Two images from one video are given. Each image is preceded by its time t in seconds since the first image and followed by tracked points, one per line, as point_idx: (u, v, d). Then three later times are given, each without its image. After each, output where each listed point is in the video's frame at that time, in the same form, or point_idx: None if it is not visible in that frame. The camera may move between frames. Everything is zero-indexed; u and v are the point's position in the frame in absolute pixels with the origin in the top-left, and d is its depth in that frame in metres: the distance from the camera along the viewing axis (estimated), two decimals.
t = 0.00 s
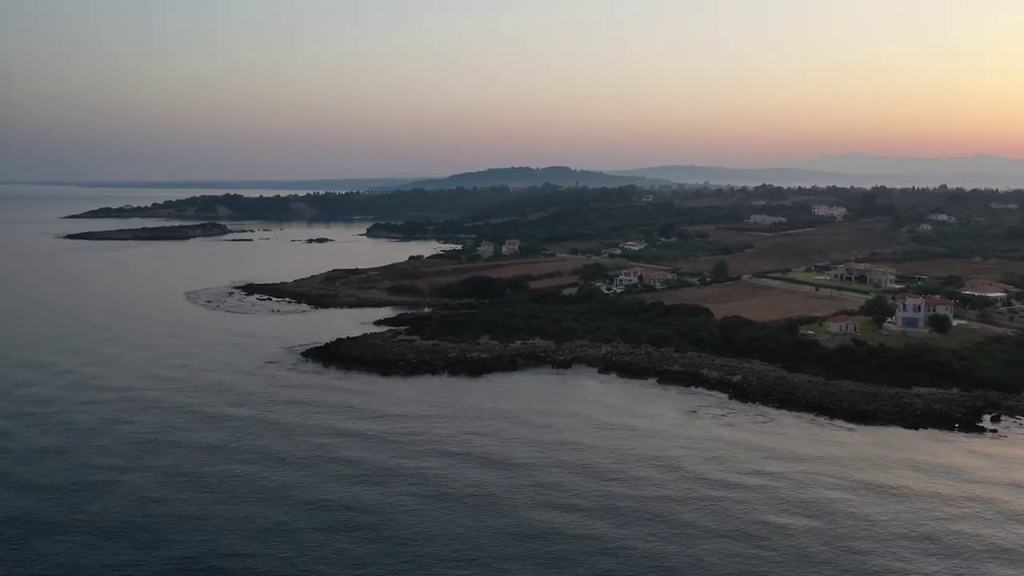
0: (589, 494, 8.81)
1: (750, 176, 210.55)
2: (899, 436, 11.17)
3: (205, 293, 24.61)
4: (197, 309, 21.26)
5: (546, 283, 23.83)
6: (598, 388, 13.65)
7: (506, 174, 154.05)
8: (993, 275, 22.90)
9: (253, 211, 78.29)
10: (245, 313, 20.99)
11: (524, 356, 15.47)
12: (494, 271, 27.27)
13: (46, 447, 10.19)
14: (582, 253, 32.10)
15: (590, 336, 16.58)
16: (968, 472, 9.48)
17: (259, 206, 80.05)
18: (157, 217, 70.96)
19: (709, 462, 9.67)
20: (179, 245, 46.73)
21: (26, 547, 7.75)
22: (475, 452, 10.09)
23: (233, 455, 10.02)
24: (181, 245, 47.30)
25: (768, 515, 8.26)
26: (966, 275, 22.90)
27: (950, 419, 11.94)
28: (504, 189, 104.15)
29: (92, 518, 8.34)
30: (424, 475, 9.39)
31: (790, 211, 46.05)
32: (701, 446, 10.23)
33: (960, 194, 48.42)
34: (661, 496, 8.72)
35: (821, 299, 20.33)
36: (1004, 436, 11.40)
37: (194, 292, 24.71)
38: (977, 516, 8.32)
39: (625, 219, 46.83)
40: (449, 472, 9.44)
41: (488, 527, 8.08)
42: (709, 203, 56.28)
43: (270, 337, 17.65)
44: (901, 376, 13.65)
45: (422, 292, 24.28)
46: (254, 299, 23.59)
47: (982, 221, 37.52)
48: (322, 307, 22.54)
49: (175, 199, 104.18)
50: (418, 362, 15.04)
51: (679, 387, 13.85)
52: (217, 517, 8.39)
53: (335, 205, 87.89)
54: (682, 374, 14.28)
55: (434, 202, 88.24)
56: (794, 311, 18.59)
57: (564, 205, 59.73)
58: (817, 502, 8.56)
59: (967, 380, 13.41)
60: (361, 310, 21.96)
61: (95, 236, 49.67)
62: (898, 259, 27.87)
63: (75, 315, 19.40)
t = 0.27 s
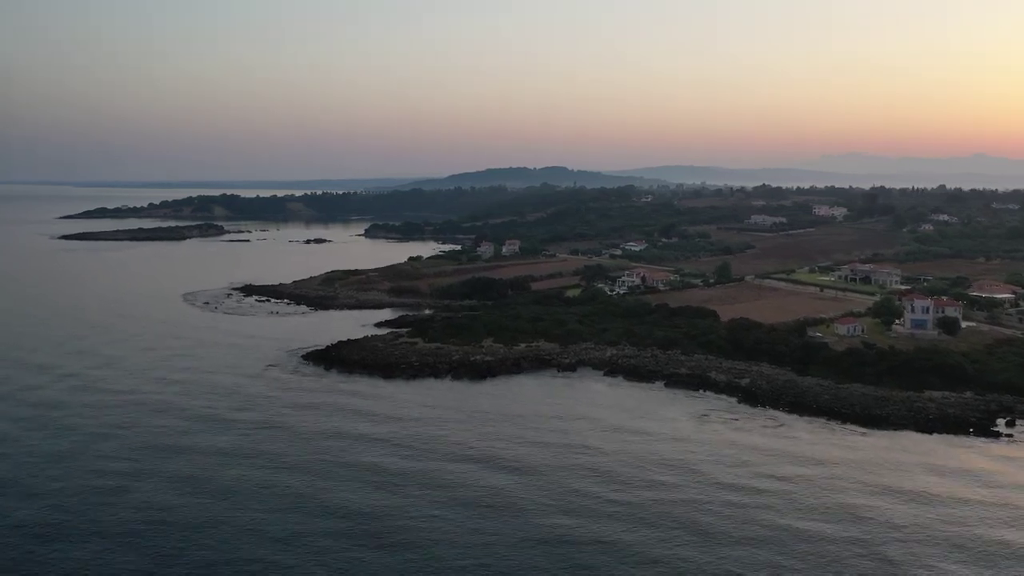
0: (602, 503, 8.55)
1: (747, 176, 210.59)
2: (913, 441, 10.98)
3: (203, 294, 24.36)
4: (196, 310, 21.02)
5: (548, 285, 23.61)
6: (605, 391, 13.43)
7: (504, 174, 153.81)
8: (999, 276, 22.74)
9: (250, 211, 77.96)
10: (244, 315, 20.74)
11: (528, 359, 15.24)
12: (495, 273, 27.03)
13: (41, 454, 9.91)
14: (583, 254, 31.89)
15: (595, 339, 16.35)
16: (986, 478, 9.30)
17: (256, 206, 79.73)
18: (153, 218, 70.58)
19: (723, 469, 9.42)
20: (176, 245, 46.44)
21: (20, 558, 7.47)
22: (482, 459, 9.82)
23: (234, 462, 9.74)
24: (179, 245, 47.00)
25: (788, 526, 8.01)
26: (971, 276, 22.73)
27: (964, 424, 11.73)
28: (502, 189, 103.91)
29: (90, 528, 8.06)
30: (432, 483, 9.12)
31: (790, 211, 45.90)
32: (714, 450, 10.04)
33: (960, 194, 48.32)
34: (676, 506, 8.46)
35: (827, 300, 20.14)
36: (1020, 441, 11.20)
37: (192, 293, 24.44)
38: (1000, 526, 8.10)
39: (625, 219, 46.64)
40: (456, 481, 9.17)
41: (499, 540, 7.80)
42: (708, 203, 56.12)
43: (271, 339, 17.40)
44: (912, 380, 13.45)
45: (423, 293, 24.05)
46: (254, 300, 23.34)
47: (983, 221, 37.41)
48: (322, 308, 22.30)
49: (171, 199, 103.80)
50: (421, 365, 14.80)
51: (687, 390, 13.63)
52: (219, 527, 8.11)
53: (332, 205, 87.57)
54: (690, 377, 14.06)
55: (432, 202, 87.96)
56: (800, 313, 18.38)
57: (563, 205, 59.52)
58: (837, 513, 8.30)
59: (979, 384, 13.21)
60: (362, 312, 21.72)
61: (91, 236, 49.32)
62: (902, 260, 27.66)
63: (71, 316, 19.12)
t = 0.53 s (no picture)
0: (613, 510, 8.32)
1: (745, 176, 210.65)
2: (926, 445, 10.80)
3: (202, 295, 24.13)
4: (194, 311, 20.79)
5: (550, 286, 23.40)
6: (611, 394, 13.23)
7: (501, 174, 153.55)
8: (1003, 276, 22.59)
9: (248, 211, 77.71)
10: (244, 316, 20.52)
11: (532, 361, 15.03)
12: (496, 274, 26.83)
13: (37, 458, 9.68)
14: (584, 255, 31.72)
15: (599, 341, 16.15)
16: (1003, 484, 9.12)
17: (254, 206, 79.47)
18: (151, 218, 70.30)
19: (735, 475, 9.21)
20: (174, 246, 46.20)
21: (14, 568, 7.23)
22: (489, 464, 9.59)
23: (235, 467, 9.51)
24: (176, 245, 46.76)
25: (803, 534, 7.81)
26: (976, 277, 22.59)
27: (977, 428, 11.54)
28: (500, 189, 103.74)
29: (87, 537, 7.81)
30: (436, 489, 8.89)
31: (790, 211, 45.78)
32: (725, 454, 9.86)
33: (960, 194, 48.24)
34: (688, 514, 8.24)
35: (832, 302, 19.96)
36: None
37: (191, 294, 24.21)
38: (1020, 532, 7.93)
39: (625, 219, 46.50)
40: (461, 487, 8.94)
41: (508, 550, 7.56)
42: (708, 203, 56.00)
43: (271, 340, 17.18)
44: (923, 383, 13.26)
45: (424, 294, 23.83)
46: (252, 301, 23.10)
47: (984, 221, 37.32)
48: (322, 310, 22.07)
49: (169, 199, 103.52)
50: (424, 367, 14.58)
51: (694, 394, 13.43)
52: (218, 536, 7.87)
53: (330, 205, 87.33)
54: (697, 380, 13.86)
55: (430, 202, 87.78)
56: (806, 315, 18.19)
57: (562, 205, 59.36)
58: (854, 521, 8.08)
59: (990, 387, 13.03)
60: (362, 313, 21.50)
61: (88, 237, 49.06)
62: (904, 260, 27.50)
63: (67, 316, 18.87)
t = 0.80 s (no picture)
0: (624, 517, 8.13)
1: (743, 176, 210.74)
2: (940, 449, 10.62)
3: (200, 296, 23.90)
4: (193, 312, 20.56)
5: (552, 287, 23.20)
6: (617, 397, 13.03)
7: (499, 174, 153.27)
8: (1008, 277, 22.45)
9: (246, 211, 77.43)
10: (243, 318, 20.29)
11: (536, 364, 14.80)
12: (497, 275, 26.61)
13: (32, 463, 9.46)
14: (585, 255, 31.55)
15: (603, 343, 15.93)
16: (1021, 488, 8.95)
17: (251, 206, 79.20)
18: (148, 218, 69.99)
19: (748, 479, 9.01)
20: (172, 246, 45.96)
21: None
22: (495, 469, 9.38)
23: (235, 472, 9.30)
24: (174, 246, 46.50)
25: (820, 541, 7.62)
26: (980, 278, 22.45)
27: (991, 432, 11.34)
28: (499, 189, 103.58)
29: (84, 545, 7.60)
30: (442, 495, 8.69)
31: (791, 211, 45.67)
32: (737, 458, 9.67)
33: (961, 194, 48.18)
34: (701, 520, 8.05)
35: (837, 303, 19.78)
36: None
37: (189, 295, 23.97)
38: None
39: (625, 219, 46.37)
40: (470, 492, 8.75)
41: (517, 558, 7.36)
42: (708, 203, 55.88)
43: (271, 342, 16.97)
44: (934, 386, 13.06)
45: (424, 295, 23.61)
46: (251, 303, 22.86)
47: (986, 221, 37.25)
48: (322, 311, 21.84)
49: (166, 199, 103.14)
50: (426, 370, 14.36)
51: (701, 397, 13.21)
52: (220, 544, 7.67)
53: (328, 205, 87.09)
54: (704, 383, 13.64)
55: (428, 203, 87.59)
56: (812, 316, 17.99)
57: (561, 205, 59.20)
58: (872, 527, 7.90)
59: (1002, 390, 12.84)
60: (362, 314, 21.28)
61: (85, 237, 48.78)
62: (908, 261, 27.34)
63: (64, 318, 18.62)
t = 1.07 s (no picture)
0: (639, 523, 7.89)
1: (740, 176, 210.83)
2: (957, 454, 10.41)
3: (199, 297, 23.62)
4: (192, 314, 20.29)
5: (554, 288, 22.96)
6: (625, 400, 12.79)
7: (497, 175, 153.10)
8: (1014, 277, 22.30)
9: (243, 211, 77.10)
10: (242, 319, 20.01)
11: (541, 367, 14.54)
12: (498, 276, 26.37)
13: (29, 468, 9.21)
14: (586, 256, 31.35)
15: (609, 346, 15.68)
16: None
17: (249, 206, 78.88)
18: (144, 218, 69.63)
19: (764, 484, 8.80)
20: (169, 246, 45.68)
21: None
22: (504, 475, 9.13)
23: (236, 477, 9.04)
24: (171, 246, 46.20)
25: (841, 549, 7.38)
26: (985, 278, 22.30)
27: (1007, 438, 11.11)
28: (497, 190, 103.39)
29: (80, 555, 7.34)
30: (451, 502, 8.43)
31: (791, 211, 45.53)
32: (752, 463, 9.46)
33: (961, 194, 48.10)
34: (718, 527, 7.81)
35: (843, 304, 19.58)
36: None
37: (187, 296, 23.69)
38: None
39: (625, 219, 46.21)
40: (480, 498, 8.52)
41: (531, 566, 7.14)
42: (707, 203, 55.75)
43: (271, 344, 16.71)
44: (946, 389, 12.83)
45: (425, 297, 23.35)
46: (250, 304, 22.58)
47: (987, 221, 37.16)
48: (321, 312, 21.57)
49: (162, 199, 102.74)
50: (429, 373, 14.10)
51: (710, 402, 12.96)
52: (221, 554, 7.41)
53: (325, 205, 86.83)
54: (712, 387, 13.40)
55: (426, 203, 87.37)
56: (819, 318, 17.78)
57: (560, 205, 59.01)
58: (893, 533, 7.69)
59: (1015, 393, 12.62)
60: (363, 316, 21.03)
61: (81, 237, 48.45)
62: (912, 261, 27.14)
63: (61, 319, 18.33)
